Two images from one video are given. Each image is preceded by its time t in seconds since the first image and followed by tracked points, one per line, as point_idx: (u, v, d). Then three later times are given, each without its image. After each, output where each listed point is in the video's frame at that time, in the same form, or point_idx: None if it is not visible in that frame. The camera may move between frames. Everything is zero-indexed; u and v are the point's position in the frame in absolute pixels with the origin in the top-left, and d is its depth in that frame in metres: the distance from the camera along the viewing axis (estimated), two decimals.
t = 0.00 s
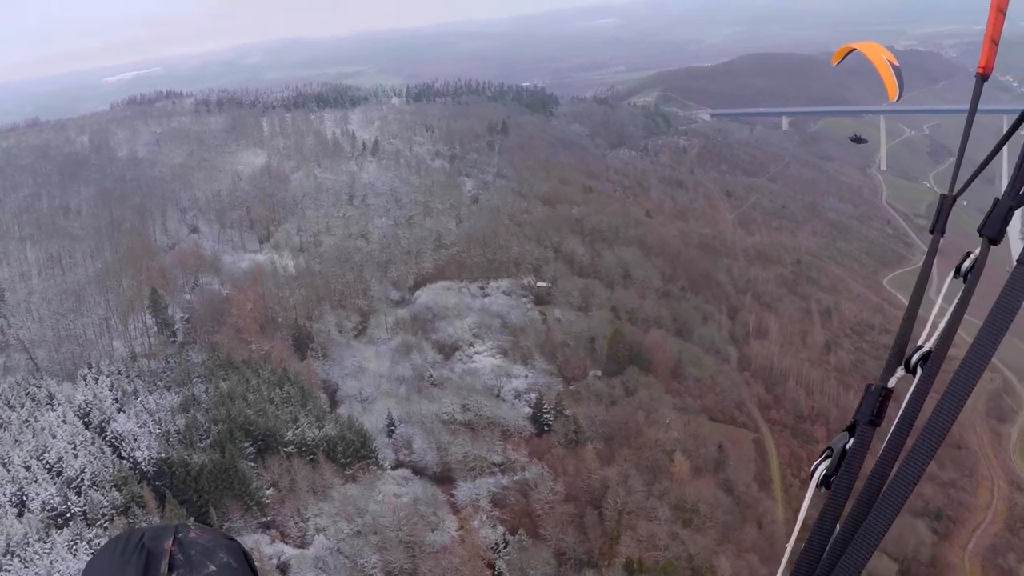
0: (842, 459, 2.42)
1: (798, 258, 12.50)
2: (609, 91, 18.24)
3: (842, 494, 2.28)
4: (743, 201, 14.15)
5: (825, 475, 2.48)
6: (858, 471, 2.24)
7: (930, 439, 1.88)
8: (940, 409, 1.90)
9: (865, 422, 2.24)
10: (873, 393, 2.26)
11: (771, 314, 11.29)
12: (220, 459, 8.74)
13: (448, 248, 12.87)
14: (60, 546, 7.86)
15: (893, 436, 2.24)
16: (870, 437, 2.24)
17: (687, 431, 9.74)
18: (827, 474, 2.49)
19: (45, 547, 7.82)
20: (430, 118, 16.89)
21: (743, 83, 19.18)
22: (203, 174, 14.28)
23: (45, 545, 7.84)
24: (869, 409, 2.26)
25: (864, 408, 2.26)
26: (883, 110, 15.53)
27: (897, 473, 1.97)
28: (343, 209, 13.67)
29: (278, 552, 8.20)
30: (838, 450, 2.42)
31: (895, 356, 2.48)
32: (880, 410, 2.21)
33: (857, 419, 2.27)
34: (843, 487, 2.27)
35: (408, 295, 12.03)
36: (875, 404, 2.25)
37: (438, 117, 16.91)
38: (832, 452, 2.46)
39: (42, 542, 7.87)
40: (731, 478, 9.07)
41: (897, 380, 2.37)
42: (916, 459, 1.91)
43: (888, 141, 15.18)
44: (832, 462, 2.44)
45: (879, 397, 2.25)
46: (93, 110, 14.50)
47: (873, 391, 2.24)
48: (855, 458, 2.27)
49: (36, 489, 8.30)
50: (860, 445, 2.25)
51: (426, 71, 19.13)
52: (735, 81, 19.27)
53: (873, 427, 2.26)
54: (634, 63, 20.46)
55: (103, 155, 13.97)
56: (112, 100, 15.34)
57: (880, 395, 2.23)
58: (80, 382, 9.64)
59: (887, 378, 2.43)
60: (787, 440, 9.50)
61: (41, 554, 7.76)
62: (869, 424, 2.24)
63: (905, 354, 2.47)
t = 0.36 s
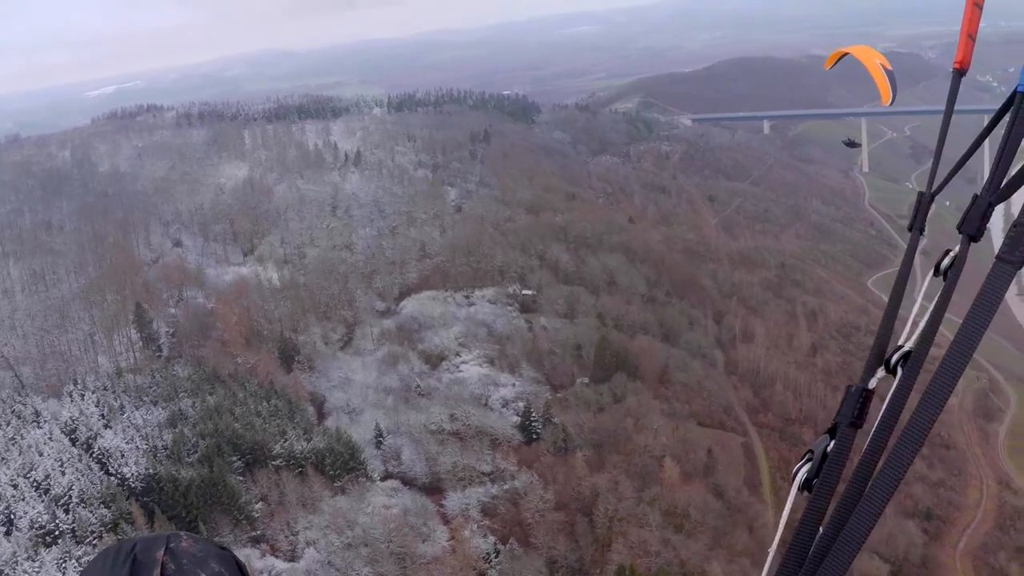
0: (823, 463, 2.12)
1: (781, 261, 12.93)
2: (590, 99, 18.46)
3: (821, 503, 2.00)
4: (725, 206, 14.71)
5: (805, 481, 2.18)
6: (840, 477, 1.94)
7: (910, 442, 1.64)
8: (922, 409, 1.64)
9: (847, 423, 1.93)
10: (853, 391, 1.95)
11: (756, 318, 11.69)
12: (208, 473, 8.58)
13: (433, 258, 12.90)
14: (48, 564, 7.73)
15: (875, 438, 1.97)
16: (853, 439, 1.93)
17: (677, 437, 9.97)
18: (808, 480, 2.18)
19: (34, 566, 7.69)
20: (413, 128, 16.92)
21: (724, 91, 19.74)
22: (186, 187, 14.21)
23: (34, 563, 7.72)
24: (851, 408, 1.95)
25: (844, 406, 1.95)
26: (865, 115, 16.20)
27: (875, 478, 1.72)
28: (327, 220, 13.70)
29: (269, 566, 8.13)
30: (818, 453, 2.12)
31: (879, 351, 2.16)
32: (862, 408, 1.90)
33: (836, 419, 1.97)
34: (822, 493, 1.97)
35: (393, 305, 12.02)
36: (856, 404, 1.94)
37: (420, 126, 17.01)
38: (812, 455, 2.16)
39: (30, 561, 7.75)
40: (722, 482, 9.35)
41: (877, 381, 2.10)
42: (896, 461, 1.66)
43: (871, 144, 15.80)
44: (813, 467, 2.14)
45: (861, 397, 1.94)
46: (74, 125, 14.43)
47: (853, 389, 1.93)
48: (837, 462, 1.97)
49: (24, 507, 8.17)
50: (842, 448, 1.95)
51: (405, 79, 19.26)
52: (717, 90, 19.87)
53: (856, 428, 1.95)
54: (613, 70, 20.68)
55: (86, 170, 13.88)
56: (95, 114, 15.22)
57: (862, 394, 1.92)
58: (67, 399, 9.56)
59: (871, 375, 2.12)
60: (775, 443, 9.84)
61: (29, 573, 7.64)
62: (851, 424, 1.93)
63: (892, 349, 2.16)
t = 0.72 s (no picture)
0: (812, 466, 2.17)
1: (764, 258, 13.20)
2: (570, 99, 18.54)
3: (812, 505, 2.05)
4: (706, 204, 14.90)
5: (794, 485, 2.24)
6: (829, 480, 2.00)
7: (897, 445, 1.68)
8: (908, 413, 1.69)
9: (833, 426, 1.99)
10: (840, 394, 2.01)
11: (739, 316, 11.82)
12: (195, 481, 8.56)
13: (416, 261, 12.84)
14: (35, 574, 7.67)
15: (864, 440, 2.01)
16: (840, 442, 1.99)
17: (663, 437, 10.00)
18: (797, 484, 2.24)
19: None
20: (392, 131, 17.01)
21: (703, 92, 20.07)
22: (166, 194, 14.11)
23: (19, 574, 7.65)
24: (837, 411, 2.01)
25: (831, 410, 2.01)
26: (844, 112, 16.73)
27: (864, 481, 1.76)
28: (309, 225, 13.67)
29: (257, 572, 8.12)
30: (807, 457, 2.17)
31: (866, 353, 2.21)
32: (849, 412, 1.96)
33: (824, 423, 2.03)
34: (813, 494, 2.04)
35: (376, 309, 11.97)
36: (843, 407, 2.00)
37: (400, 130, 17.02)
38: (801, 459, 2.21)
39: (15, 572, 7.68)
40: (708, 481, 9.39)
41: (867, 383, 2.09)
42: (885, 463, 1.70)
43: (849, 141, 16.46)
44: (802, 471, 2.19)
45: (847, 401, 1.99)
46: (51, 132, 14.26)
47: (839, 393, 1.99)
48: (825, 465, 2.03)
49: (9, 518, 8.09)
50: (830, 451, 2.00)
51: (384, 81, 19.15)
52: (696, 90, 20.14)
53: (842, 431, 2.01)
54: (592, 70, 20.75)
55: (65, 177, 13.73)
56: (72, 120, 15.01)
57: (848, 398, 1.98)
58: (50, 408, 9.45)
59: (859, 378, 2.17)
60: (761, 440, 9.96)
61: None
62: (838, 428, 1.98)
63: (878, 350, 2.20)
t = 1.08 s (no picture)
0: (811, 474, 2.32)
1: (745, 255, 13.26)
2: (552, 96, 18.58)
3: (812, 510, 2.20)
4: (688, 202, 14.96)
5: (793, 493, 2.39)
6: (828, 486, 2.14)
7: (897, 455, 1.83)
8: (908, 421, 1.82)
9: (834, 435, 2.13)
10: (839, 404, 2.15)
11: (722, 313, 11.88)
12: (179, 482, 8.50)
13: (398, 260, 12.80)
14: None
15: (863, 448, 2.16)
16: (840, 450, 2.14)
17: (647, 434, 10.02)
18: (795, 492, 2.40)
19: None
20: (372, 129, 17.05)
21: (685, 89, 20.18)
22: (147, 193, 14.01)
23: None
24: (837, 421, 2.15)
25: (831, 420, 2.15)
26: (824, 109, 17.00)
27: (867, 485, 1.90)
28: (291, 223, 13.63)
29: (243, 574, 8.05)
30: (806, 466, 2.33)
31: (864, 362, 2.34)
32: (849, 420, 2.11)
33: (825, 432, 2.17)
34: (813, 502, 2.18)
35: (359, 308, 11.94)
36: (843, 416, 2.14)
37: (382, 129, 17.00)
38: (800, 469, 2.37)
39: None
40: (693, 478, 9.45)
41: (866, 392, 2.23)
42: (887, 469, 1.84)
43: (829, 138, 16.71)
44: (801, 479, 2.34)
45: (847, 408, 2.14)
46: (29, 131, 14.10)
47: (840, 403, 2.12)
48: (826, 473, 2.18)
49: None
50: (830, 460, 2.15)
51: (366, 78, 18.90)
52: (678, 87, 20.24)
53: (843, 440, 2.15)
54: (573, 67, 20.75)
55: (45, 177, 13.59)
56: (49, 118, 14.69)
57: (848, 406, 2.12)
58: (33, 410, 9.35)
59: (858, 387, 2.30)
60: (746, 437, 10.04)
61: None
62: (838, 436, 2.13)
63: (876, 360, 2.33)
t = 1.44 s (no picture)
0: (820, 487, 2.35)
1: (733, 249, 13.31)
2: (539, 90, 18.58)
3: (821, 523, 2.23)
4: (675, 195, 14.97)
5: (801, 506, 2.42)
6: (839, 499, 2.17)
7: (907, 466, 1.86)
8: (919, 430, 1.85)
9: (844, 447, 2.17)
10: (849, 416, 2.19)
11: (711, 308, 11.90)
12: (168, 479, 8.46)
13: (387, 255, 12.76)
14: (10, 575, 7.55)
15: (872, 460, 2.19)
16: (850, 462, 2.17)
17: (637, 429, 10.03)
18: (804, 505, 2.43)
19: None
20: (359, 123, 17.09)
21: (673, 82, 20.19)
22: (134, 189, 13.95)
23: None
24: (847, 433, 2.19)
25: (841, 433, 2.19)
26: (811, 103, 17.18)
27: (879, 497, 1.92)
28: (278, 218, 13.59)
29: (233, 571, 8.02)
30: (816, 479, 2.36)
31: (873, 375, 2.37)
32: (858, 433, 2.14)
33: (834, 445, 2.21)
34: (822, 514, 2.21)
35: (346, 302, 11.90)
36: (853, 428, 2.18)
37: (369, 123, 16.97)
38: (809, 481, 2.40)
39: None
40: (683, 473, 9.46)
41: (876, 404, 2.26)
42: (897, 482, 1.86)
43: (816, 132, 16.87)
44: (810, 491, 2.38)
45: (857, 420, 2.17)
46: (13, 127, 13.99)
47: (850, 415, 2.16)
48: (834, 485, 2.21)
49: None
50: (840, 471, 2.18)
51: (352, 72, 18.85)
52: (666, 80, 20.25)
53: (853, 453, 2.19)
54: (560, 61, 20.73)
55: (31, 173, 13.50)
56: (34, 115, 14.61)
57: (857, 419, 2.16)
58: (20, 407, 9.24)
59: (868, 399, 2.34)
60: (735, 431, 10.12)
61: None
62: (847, 449, 2.17)
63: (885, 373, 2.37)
